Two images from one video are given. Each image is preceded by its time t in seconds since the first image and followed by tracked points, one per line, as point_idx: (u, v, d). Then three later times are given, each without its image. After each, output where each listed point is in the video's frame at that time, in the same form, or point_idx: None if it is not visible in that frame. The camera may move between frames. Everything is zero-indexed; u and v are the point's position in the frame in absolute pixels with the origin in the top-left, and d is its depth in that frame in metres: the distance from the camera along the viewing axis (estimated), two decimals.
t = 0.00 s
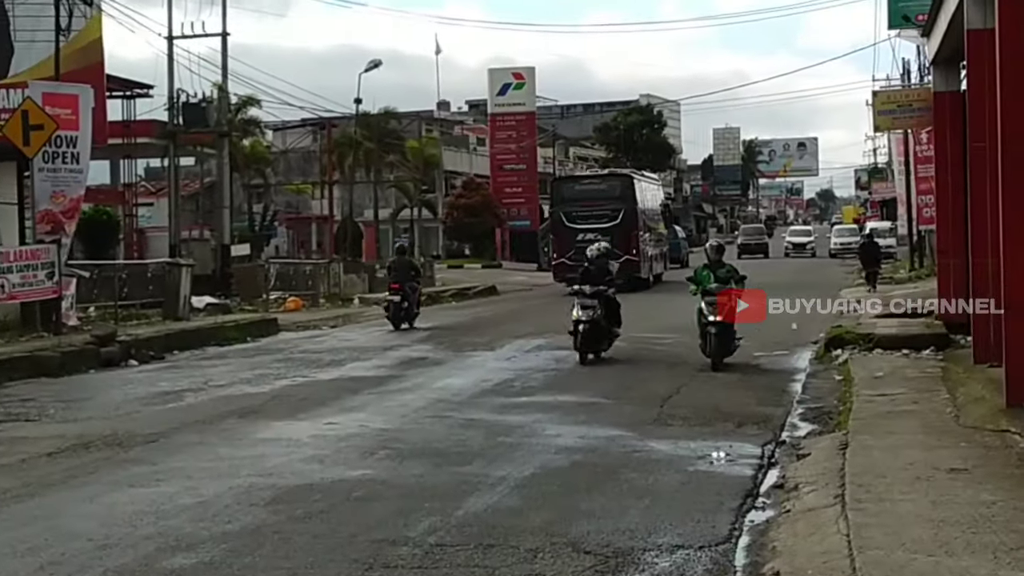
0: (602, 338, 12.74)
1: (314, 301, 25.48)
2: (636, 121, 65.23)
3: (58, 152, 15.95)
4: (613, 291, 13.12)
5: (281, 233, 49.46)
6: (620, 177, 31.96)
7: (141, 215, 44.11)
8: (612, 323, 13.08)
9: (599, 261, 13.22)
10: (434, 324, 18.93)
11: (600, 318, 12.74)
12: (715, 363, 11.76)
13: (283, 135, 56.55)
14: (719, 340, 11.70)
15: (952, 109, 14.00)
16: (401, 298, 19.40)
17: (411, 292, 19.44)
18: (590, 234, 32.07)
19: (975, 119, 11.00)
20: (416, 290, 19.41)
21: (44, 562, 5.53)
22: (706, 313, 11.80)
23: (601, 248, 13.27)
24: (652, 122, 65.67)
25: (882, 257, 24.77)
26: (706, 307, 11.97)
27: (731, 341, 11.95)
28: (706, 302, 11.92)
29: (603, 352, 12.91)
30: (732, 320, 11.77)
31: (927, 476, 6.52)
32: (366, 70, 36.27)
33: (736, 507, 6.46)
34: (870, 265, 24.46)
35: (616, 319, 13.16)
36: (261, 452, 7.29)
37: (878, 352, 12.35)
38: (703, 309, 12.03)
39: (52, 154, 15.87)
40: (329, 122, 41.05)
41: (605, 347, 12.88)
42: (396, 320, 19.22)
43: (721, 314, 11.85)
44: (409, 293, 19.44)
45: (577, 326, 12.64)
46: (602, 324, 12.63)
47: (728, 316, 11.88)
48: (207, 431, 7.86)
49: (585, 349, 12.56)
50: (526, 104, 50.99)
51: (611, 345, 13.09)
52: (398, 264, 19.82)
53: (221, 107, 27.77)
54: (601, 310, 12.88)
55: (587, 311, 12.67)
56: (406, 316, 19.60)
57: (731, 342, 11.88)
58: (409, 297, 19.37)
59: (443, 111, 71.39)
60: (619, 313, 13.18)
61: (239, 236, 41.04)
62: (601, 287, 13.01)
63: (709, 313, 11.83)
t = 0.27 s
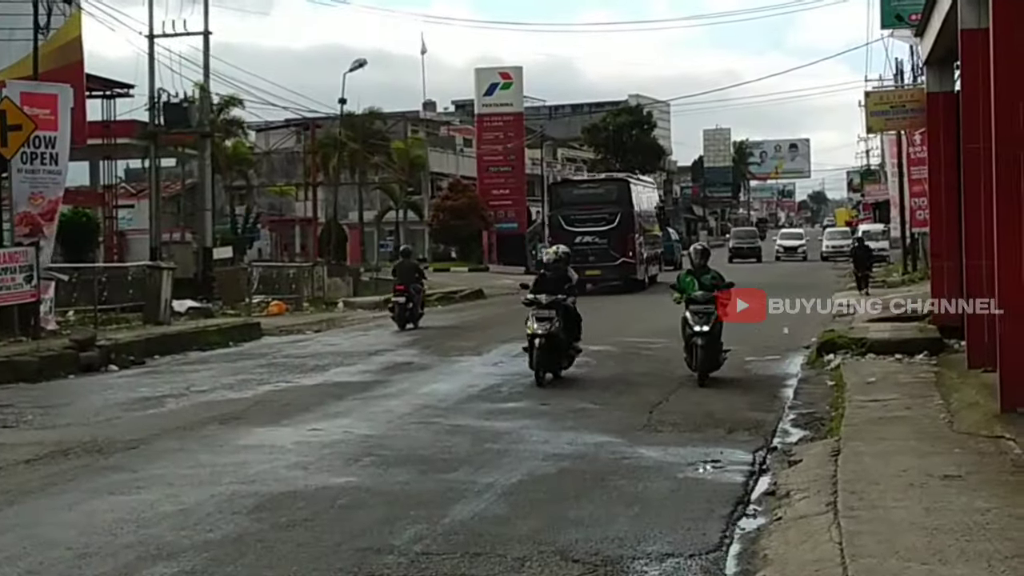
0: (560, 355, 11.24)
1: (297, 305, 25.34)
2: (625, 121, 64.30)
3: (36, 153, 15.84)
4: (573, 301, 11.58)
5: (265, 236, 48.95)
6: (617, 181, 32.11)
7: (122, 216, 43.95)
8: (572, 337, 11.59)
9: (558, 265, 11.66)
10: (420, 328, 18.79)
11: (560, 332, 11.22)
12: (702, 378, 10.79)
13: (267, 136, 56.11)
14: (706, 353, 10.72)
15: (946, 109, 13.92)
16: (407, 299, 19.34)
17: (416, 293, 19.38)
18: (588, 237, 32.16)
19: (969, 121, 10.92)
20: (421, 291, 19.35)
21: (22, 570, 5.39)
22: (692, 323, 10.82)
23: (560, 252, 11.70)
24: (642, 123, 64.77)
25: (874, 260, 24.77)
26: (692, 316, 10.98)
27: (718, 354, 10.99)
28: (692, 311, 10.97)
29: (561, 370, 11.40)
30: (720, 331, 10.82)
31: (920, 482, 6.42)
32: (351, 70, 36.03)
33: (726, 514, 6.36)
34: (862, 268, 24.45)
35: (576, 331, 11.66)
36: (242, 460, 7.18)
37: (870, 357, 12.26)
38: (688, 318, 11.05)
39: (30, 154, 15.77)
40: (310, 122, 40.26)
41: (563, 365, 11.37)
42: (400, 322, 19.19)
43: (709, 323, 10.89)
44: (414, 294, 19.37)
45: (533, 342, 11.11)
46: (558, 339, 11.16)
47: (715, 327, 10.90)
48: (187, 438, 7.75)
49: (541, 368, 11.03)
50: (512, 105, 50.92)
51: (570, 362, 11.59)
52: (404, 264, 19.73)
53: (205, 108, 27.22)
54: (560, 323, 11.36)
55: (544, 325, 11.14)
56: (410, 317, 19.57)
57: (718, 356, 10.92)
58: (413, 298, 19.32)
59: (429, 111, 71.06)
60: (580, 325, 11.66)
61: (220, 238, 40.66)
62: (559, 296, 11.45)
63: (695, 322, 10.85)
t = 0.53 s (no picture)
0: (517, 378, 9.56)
1: (282, 306, 25.13)
2: (619, 120, 63.98)
3: (14, 151, 15.44)
4: (531, 314, 9.67)
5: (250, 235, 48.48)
6: (618, 182, 31.99)
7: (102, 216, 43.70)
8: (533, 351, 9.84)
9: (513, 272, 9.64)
10: (409, 331, 18.60)
11: (516, 353, 9.48)
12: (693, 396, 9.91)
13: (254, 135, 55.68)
14: (698, 366, 9.85)
15: (947, 107, 13.77)
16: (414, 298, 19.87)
17: (422, 292, 19.78)
18: (589, 237, 32.23)
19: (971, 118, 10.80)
20: (427, 289, 19.86)
21: None
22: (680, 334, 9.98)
23: (513, 257, 9.63)
24: (636, 121, 64.39)
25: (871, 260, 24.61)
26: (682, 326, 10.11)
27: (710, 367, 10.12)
28: (680, 320, 10.11)
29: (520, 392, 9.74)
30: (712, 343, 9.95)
31: (922, 489, 6.27)
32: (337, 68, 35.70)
33: (722, 521, 6.20)
34: (858, 268, 24.27)
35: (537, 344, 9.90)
36: (229, 464, 7.05)
37: (869, 360, 12.11)
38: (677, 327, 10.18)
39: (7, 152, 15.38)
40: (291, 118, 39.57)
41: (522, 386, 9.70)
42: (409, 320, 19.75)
43: (698, 334, 10.03)
44: (421, 291, 19.86)
45: (483, 364, 9.41)
46: (514, 364, 9.50)
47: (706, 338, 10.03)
48: (170, 443, 7.63)
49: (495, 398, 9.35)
50: (505, 102, 48.91)
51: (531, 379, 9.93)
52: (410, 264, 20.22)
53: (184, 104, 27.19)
54: (518, 341, 9.56)
55: (498, 348, 9.39)
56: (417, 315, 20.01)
57: (710, 369, 10.05)
58: (421, 296, 19.83)
59: (420, 110, 70.66)
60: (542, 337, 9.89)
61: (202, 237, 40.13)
62: (514, 310, 9.55)
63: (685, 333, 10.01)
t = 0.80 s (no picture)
0: (456, 404, 7.97)
1: (267, 306, 25.32)
2: (613, 114, 63.78)
3: None
4: (474, 327, 8.03)
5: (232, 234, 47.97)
6: (618, 181, 32.81)
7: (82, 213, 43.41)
8: (479, 373, 8.26)
9: (456, 276, 8.17)
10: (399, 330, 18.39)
11: (454, 374, 7.88)
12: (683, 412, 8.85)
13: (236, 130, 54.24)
14: (688, 381, 8.80)
15: (949, 104, 13.62)
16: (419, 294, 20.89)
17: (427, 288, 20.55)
18: (590, 235, 33.21)
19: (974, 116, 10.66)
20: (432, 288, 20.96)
21: None
22: (669, 343, 8.90)
23: (457, 259, 8.14)
24: (630, 116, 64.01)
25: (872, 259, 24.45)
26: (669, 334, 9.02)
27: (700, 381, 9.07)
28: (666, 328, 9.01)
29: (461, 423, 8.14)
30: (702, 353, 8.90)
31: (925, 493, 6.10)
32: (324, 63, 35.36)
33: (719, 526, 6.04)
34: (859, 267, 24.05)
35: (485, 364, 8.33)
36: (212, 468, 6.90)
37: (870, 362, 11.97)
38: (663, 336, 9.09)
39: None
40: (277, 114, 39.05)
41: (463, 415, 8.11)
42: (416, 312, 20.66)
43: (688, 343, 8.95)
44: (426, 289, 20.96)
45: (415, 388, 7.77)
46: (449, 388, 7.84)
47: (697, 347, 8.97)
48: (152, 447, 7.48)
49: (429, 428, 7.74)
50: (494, 96, 48.94)
51: (475, 408, 8.33)
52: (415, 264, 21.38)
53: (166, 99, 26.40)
54: (459, 360, 7.98)
55: (434, 367, 7.78)
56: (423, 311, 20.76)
57: (701, 381, 9.02)
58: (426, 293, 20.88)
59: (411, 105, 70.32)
60: (488, 358, 8.28)
61: (187, 234, 39.51)
62: (454, 322, 7.94)
63: (674, 342, 8.92)
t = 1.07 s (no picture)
0: (379, 447, 6.45)
1: (260, 307, 25.01)
2: (611, 114, 63.62)
3: None
4: (402, 351, 6.51)
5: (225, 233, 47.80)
6: (623, 181, 33.02)
7: (73, 213, 43.26)
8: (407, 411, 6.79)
9: (381, 289, 6.87)
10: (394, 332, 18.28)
11: (378, 409, 6.37)
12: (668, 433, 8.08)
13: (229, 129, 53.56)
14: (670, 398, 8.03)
15: (950, 102, 13.55)
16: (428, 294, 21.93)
17: (434, 287, 21.76)
18: (595, 234, 33.40)
19: (975, 115, 10.59)
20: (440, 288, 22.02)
21: None
22: (652, 357, 8.09)
23: (381, 269, 6.84)
24: (628, 116, 63.83)
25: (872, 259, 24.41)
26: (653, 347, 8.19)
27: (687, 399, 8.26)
28: (648, 339, 8.18)
29: (387, 469, 6.62)
30: (689, 368, 8.10)
31: (926, 497, 6.03)
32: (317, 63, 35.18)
33: (718, 530, 5.97)
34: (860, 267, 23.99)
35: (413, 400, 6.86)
36: (203, 472, 6.82)
37: (870, 364, 11.89)
38: (646, 349, 8.27)
39: None
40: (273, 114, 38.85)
41: (386, 461, 6.55)
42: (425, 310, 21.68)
43: (672, 357, 8.12)
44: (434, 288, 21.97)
45: (330, 428, 6.24)
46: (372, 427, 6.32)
47: (683, 362, 8.16)
48: (142, 450, 7.40)
49: (344, 477, 6.26)
50: (491, 95, 48.28)
51: (405, 452, 6.81)
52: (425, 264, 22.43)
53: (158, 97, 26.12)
54: (383, 393, 6.47)
55: (351, 404, 6.23)
56: (433, 308, 22.10)
57: (687, 397, 8.21)
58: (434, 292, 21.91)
59: (406, 104, 70.12)
60: (420, 388, 6.76)
61: (179, 234, 39.27)
62: (377, 345, 6.40)
63: (660, 356, 8.09)
